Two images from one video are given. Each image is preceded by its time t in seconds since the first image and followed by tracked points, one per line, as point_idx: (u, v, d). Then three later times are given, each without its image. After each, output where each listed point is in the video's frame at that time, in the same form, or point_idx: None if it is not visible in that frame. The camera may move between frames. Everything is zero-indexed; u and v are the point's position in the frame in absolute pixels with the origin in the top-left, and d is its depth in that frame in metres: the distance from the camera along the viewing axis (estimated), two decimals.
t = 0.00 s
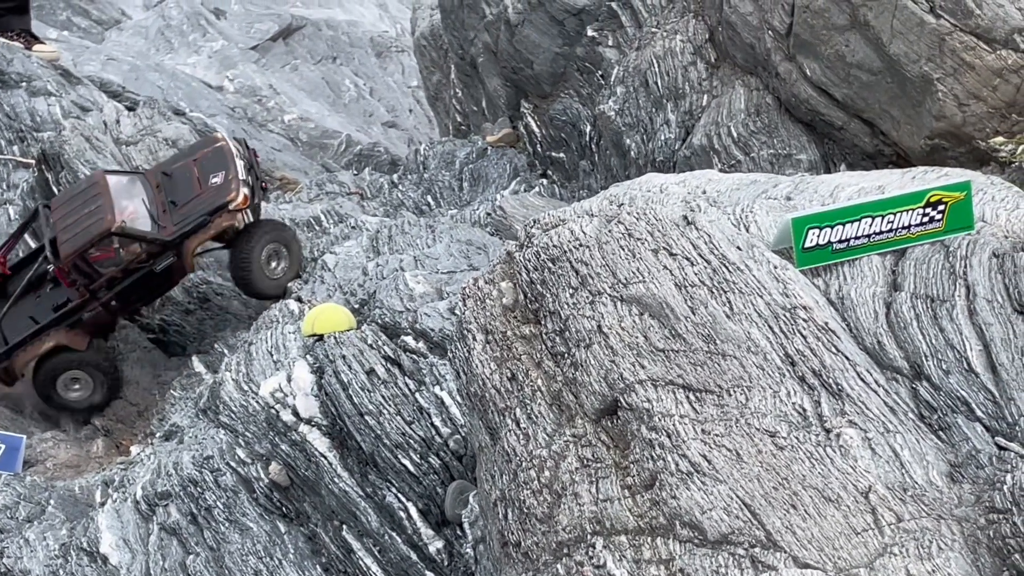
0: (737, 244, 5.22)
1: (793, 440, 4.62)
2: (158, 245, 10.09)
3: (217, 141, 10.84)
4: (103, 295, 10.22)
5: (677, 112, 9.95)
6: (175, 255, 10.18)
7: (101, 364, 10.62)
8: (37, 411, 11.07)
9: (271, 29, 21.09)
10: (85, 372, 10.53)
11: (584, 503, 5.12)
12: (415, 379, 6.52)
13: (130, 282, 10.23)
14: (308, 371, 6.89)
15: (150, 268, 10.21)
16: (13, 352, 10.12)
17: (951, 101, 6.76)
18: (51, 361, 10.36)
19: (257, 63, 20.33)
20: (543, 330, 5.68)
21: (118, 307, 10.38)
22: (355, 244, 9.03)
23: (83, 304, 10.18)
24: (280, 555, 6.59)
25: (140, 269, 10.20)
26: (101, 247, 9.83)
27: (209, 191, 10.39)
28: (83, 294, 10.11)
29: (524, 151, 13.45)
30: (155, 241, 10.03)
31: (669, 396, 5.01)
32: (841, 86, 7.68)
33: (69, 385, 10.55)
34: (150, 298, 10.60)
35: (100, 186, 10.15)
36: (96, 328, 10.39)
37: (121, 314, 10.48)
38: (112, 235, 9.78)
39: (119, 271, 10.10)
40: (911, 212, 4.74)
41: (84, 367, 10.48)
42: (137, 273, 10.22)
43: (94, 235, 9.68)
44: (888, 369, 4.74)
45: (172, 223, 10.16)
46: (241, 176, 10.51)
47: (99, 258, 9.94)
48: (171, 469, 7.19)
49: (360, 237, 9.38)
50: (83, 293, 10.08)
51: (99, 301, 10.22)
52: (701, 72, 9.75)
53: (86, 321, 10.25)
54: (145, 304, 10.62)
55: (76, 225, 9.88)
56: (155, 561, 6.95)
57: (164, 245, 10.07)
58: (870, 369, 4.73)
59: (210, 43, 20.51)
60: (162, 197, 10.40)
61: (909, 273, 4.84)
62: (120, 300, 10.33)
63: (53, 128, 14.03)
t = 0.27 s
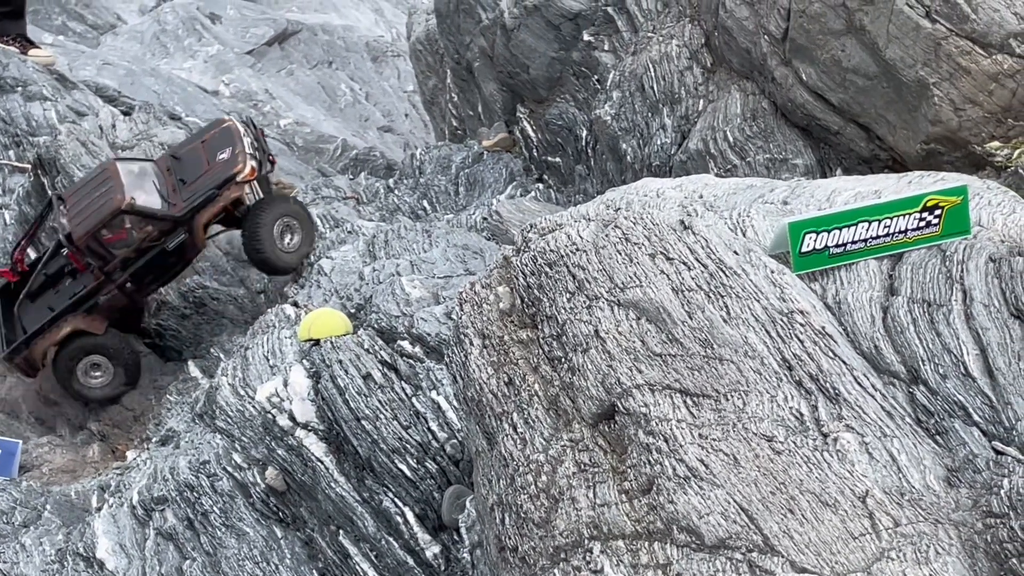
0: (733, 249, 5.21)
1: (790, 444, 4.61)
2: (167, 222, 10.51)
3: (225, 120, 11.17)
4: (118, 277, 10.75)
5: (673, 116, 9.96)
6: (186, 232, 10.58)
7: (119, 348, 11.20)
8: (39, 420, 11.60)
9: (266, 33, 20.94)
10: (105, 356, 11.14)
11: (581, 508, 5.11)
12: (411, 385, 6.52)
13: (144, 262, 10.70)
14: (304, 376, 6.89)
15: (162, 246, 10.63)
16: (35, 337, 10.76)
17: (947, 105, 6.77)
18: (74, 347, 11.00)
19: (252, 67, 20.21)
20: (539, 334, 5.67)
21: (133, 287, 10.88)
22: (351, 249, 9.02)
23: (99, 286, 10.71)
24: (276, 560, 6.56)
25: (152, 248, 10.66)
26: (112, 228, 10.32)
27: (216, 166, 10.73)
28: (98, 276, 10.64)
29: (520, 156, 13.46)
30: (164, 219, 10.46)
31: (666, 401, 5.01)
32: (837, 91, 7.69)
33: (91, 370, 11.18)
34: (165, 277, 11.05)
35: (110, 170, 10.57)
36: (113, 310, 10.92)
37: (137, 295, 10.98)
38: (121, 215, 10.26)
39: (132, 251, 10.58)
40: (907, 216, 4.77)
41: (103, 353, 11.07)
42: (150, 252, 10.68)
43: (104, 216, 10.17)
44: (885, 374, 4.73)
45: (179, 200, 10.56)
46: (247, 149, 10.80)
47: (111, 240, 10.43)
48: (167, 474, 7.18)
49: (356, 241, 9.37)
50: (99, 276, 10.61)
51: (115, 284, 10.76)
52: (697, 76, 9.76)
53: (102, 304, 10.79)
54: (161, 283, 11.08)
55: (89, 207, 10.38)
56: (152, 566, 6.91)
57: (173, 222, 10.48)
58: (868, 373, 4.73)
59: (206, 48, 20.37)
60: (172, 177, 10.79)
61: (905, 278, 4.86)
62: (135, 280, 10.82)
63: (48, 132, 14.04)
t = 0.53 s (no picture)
0: (726, 254, 5.21)
1: (782, 449, 4.61)
2: (213, 211, 11.11)
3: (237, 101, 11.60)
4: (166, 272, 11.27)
5: (666, 121, 9.98)
6: (231, 217, 11.31)
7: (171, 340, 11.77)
8: (29, 424, 11.38)
9: (260, 39, 21.03)
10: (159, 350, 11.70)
11: (573, 513, 5.11)
12: (404, 390, 6.50)
13: (191, 252, 11.32)
14: (297, 381, 6.90)
15: (208, 234, 11.33)
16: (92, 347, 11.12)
17: (939, 110, 6.80)
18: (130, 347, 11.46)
19: (246, 74, 20.44)
20: (532, 339, 5.67)
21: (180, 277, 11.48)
22: (344, 255, 9.03)
23: (151, 282, 11.22)
24: (268, 566, 6.56)
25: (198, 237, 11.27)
26: (159, 225, 10.74)
27: (247, 149, 11.31)
28: (148, 273, 11.13)
29: (513, 160, 13.50)
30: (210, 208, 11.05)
31: (658, 406, 5.01)
32: (830, 96, 7.70)
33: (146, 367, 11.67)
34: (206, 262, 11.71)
35: (137, 168, 10.78)
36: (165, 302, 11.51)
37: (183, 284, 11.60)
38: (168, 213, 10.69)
39: (179, 243, 11.12)
40: (899, 221, 4.75)
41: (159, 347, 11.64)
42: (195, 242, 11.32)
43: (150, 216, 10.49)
44: (877, 378, 4.74)
45: (219, 188, 11.11)
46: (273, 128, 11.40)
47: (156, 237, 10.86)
48: (160, 480, 7.17)
49: (350, 246, 9.36)
50: (150, 272, 11.10)
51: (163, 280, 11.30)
52: (690, 81, 9.79)
53: (155, 299, 11.34)
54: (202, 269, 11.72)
55: (128, 209, 10.61)
56: (144, 572, 6.93)
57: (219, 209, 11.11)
58: (860, 377, 4.73)
59: (199, 53, 20.44)
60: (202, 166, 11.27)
61: (897, 282, 4.85)
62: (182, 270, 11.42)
63: (42, 138, 14.02)
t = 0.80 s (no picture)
0: (717, 258, 5.22)
1: (774, 453, 4.61)
2: (223, 204, 11.40)
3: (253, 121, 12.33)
4: (171, 263, 11.26)
5: (658, 126, 10.02)
6: (240, 213, 11.54)
7: (170, 337, 11.64)
8: (22, 429, 11.19)
9: (254, 44, 20.55)
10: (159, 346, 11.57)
11: (565, 518, 5.10)
12: (396, 395, 6.52)
13: (198, 245, 11.39)
14: (289, 388, 6.87)
15: (217, 229, 11.47)
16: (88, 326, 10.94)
17: (932, 114, 7.08)
18: (128, 339, 11.37)
19: (240, 79, 19.98)
20: (524, 345, 5.66)
21: (186, 273, 11.43)
22: (337, 260, 9.02)
23: (155, 271, 11.18)
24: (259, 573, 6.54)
25: (207, 231, 11.41)
26: (168, 211, 11.05)
27: (260, 155, 11.79)
28: (153, 261, 11.15)
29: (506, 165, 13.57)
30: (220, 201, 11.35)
31: (650, 411, 5.01)
32: (822, 100, 7.87)
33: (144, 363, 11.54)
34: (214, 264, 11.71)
35: (153, 166, 11.29)
36: (167, 296, 11.37)
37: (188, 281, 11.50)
38: (179, 197, 11.04)
39: (188, 234, 11.30)
40: (890, 225, 4.79)
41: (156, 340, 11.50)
42: (204, 236, 11.43)
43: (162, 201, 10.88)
44: (868, 383, 4.74)
45: (229, 185, 11.52)
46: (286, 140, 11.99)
47: (166, 224, 11.13)
48: (152, 486, 7.15)
49: (342, 251, 9.34)
50: (156, 260, 11.14)
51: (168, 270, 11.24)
52: (682, 86, 9.89)
53: (156, 289, 11.20)
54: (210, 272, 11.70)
55: (139, 197, 11.00)
56: None
57: (230, 203, 11.42)
58: (851, 382, 4.72)
59: (192, 58, 19.93)
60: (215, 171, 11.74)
61: (888, 286, 4.90)
62: (188, 265, 11.40)
63: (34, 144, 14.03)
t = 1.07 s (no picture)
0: (708, 263, 5.23)
1: (764, 459, 4.61)
2: (271, 198, 12.73)
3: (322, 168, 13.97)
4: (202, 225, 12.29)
5: (649, 131, 10.07)
6: (278, 210, 12.75)
7: (182, 309, 12.37)
8: (12, 435, 12.17)
9: (245, 50, 20.14)
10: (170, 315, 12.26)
11: (556, 524, 5.09)
12: (387, 401, 6.48)
13: (233, 221, 12.47)
14: (280, 394, 6.84)
15: (254, 215, 12.65)
16: (108, 248, 11.73)
17: (922, 119, 7.12)
18: (141, 297, 12.06)
19: (232, 84, 19.56)
20: (514, 350, 5.66)
21: (213, 243, 12.39)
22: (328, 265, 9.01)
23: (186, 229, 12.21)
24: None
25: (245, 212, 12.56)
26: (221, 187, 12.47)
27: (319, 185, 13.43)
28: (187, 219, 12.23)
29: (497, 170, 13.64)
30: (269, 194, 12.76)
31: (641, 416, 5.01)
32: (812, 105, 7.95)
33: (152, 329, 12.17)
34: (243, 250, 12.70)
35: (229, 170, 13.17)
36: (189, 257, 12.27)
37: (212, 253, 12.40)
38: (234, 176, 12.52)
39: (227, 207, 12.43)
40: (880, 230, 4.80)
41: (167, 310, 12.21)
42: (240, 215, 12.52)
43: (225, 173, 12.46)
44: (859, 388, 4.74)
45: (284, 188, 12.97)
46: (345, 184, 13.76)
47: (213, 196, 12.42)
48: (143, 493, 7.23)
49: (333, 257, 9.29)
50: (190, 219, 12.22)
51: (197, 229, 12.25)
52: (673, 91, 9.96)
53: (180, 242, 12.18)
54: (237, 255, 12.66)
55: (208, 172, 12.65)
56: None
57: (275, 201, 12.77)
58: (842, 388, 4.73)
59: (183, 64, 19.45)
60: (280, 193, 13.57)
61: (879, 291, 4.88)
62: (218, 235, 12.38)
63: (25, 150, 14.01)
